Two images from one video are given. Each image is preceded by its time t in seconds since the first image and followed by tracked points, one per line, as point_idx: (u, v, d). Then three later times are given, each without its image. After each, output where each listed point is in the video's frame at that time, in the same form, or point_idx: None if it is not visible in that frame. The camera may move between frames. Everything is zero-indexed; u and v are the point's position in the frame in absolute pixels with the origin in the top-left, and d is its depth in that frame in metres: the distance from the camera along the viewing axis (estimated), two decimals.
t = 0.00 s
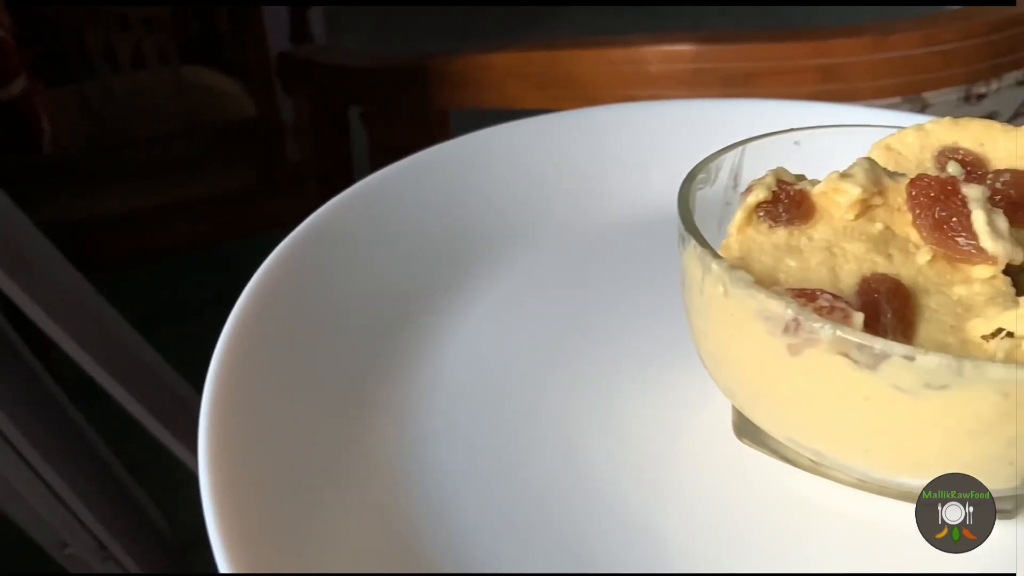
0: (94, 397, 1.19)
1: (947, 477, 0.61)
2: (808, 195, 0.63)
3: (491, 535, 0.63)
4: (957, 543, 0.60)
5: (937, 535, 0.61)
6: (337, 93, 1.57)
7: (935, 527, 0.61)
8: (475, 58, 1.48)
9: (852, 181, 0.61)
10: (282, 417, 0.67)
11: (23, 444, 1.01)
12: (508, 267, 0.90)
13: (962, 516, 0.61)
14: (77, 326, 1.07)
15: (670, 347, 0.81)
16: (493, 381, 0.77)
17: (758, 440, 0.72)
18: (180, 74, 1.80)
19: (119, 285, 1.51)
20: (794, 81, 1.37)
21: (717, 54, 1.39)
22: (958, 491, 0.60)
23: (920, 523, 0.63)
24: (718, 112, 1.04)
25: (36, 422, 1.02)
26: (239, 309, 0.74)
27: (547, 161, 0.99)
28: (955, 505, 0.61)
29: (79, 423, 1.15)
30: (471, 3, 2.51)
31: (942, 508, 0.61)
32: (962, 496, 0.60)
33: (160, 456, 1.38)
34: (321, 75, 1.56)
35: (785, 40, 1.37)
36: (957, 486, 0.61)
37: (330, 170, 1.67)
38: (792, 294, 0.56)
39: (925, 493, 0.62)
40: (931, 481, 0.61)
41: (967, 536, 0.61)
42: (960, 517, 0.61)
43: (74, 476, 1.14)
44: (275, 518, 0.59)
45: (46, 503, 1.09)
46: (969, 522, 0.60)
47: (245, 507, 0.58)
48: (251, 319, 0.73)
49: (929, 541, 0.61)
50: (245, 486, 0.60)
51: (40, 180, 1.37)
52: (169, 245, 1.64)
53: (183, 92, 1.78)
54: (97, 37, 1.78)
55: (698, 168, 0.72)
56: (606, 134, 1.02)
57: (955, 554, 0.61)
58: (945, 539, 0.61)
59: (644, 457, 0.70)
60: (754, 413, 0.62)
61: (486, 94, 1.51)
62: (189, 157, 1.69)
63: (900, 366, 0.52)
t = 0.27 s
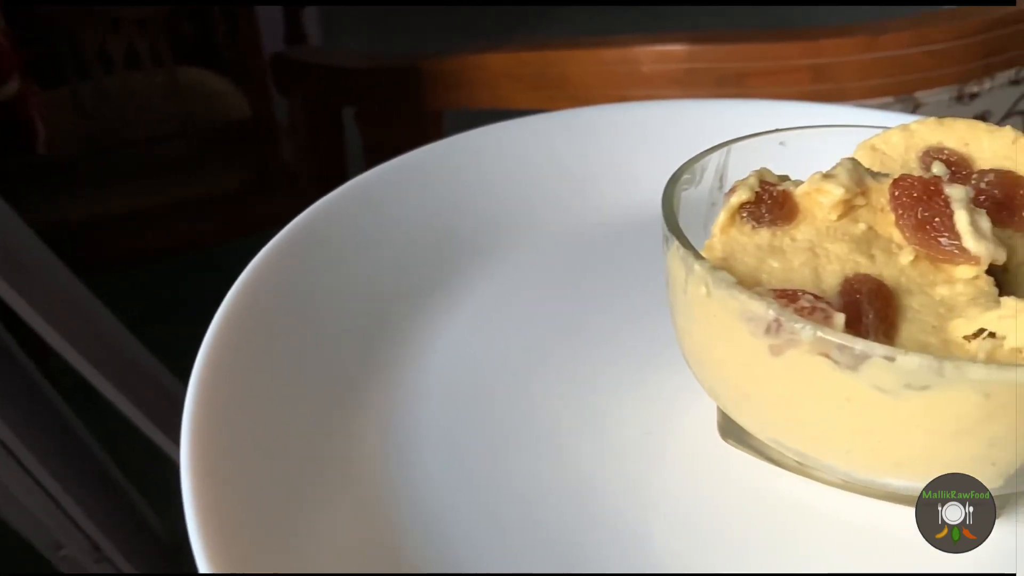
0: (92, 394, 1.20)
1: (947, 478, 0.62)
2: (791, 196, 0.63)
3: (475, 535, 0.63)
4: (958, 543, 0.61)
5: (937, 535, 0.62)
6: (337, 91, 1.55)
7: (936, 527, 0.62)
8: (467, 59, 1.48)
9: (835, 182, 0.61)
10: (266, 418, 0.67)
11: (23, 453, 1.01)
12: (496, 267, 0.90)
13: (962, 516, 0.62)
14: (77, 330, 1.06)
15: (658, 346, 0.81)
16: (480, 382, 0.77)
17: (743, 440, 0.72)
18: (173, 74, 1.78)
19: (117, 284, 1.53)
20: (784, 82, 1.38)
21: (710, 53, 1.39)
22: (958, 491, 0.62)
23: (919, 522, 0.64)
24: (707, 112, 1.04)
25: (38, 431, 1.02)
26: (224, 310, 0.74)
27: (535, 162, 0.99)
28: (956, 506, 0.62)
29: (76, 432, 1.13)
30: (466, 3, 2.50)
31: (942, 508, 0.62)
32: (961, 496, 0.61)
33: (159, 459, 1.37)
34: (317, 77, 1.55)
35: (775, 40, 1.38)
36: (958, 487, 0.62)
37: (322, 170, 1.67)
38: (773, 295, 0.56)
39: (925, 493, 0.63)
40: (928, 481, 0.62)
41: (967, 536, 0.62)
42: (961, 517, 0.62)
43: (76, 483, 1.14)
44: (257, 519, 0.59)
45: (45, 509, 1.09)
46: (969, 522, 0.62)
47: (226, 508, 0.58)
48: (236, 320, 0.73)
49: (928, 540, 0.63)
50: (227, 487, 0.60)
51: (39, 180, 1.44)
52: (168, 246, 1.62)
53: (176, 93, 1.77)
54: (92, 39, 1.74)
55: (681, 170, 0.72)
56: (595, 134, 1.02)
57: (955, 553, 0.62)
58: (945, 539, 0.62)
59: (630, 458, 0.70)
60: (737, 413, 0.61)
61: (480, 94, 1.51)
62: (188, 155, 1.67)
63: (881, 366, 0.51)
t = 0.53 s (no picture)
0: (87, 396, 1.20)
1: (948, 478, 0.62)
2: (775, 196, 0.63)
3: (460, 538, 0.63)
4: (958, 543, 0.61)
5: (937, 535, 0.62)
6: (335, 94, 1.55)
7: (936, 527, 0.62)
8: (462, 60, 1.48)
9: (819, 182, 0.61)
10: (251, 419, 0.66)
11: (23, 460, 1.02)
12: (486, 266, 0.90)
13: (962, 516, 0.62)
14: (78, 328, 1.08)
15: (646, 347, 0.81)
16: (468, 382, 0.77)
17: (730, 440, 0.72)
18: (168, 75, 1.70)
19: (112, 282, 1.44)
20: (775, 82, 1.39)
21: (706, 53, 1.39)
22: (958, 491, 0.61)
23: (919, 522, 0.64)
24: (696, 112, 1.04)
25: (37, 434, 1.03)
26: (210, 311, 0.73)
27: (523, 162, 0.99)
28: (956, 506, 0.62)
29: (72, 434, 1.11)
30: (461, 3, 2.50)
31: (942, 508, 0.62)
32: (962, 496, 0.61)
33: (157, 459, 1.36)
34: (315, 78, 1.53)
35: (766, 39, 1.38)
36: (958, 487, 0.62)
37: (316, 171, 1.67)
38: (756, 295, 0.56)
39: (925, 493, 0.62)
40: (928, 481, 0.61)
41: (967, 536, 0.62)
42: (960, 517, 0.62)
43: (77, 489, 1.13)
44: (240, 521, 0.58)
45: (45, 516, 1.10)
46: (969, 522, 0.62)
47: (209, 510, 0.58)
48: (222, 321, 0.73)
49: (929, 540, 0.63)
50: (210, 490, 0.59)
51: (38, 180, 1.42)
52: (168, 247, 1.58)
53: (172, 93, 1.69)
54: (88, 37, 1.64)
55: (668, 170, 0.71)
56: (585, 134, 1.02)
57: (955, 553, 0.62)
58: (945, 539, 0.62)
59: (617, 458, 0.70)
60: (723, 412, 0.61)
61: (475, 95, 1.51)
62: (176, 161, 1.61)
63: (864, 366, 0.51)
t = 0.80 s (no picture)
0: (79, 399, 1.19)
1: (948, 478, 0.61)
2: (760, 196, 0.63)
3: (446, 541, 0.62)
4: (958, 543, 0.61)
5: (936, 535, 0.62)
6: (332, 95, 1.56)
7: (936, 527, 0.62)
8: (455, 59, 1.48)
9: (804, 182, 0.61)
10: (236, 421, 0.66)
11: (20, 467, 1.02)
12: (475, 267, 0.89)
13: (961, 516, 0.62)
14: (77, 331, 1.09)
15: (634, 346, 0.81)
16: (456, 383, 0.76)
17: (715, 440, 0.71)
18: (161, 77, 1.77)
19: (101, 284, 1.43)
20: (770, 81, 1.38)
21: (699, 53, 1.40)
22: (958, 491, 0.61)
23: (919, 522, 0.63)
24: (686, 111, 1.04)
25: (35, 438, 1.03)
26: (195, 312, 0.73)
27: (512, 162, 0.99)
28: (955, 505, 0.62)
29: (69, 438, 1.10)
30: (457, 3, 2.50)
31: (942, 508, 0.62)
32: (962, 496, 0.60)
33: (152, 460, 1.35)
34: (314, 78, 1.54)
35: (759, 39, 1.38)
36: (958, 487, 0.61)
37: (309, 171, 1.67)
38: (740, 296, 0.56)
39: (925, 494, 0.62)
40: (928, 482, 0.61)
41: (967, 536, 0.62)
42: (960, 516, 0.62)
43: (72, 491, 1.12)
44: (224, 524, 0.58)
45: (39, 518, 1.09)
46: (969, 522, 0.62)
47: (193, 512, 0.58)
48: (208, 321, 0.73)
49: (928, 540, 0.63)
50: (195, 492, 0.59)
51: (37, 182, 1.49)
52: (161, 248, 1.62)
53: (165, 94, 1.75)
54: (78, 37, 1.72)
55: (654, 170, 0.71)
56: (575, 133, 1.02)
57: (954, 553, 0.62)
58: (945, 539, 0.62)
59: (603, 458, 0.70)
60: (708, 412, 0.61)
61: (470, 96, 1.50)
62: (168, 165, 1.64)
63: (846, 366, 0.51)
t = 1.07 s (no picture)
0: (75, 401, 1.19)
1: (948, 478, 0.61)
2: (744, 196, 0.63)
3: (431, 540, 0.62)
4: (958, 543, 0.61)
5: (936, 534, 0.62)
6: (327, 94, 1.55)
7: (936, 527, 0.62)
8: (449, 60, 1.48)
9: (787, 182, 0.61)
10: (221, 420, 0.66)
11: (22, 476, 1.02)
12: (463, 266, 0.89)
13: (961, 516, 0.62)
14: (76, 334, 1.09)
15: (621, 346, 0.81)
16: (443, 383, 0.76)
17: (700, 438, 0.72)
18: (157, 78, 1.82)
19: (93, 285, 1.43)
20: (764, 80, 1.38)
21: (691, 53, 1.40)
22: (958, 491, 0.61)
23: (919, 523, 0.63)
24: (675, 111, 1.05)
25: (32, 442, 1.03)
26: (180, 313, 0.73)
27: (500, 163, 0.99)
28: (955, 505, 0.62)
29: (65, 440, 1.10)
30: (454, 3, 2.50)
31: (942, 508, 0.62)
32: (963, 496, 0.60)
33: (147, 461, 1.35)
34: (309, 77, 1.53)
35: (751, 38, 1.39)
36: (958, 486, 0.61)
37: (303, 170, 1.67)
38: (723, 295, 0.56)
39: (925, 494, 0.62)
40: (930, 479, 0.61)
41: (967, 536, 0.62)
42: (960, 516, 0.62)
43: (70, 493, 1.12)
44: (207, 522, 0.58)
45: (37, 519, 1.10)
46: (969, 522, 0.62)
47: (176, 509, 0.58)
48: (194, 320, 0.73)
49: (928, 540, 0.63)
50: (177, 489, 0.59)
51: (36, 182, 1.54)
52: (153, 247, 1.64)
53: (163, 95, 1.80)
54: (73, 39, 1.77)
55: (639, 170, 0.71)
56: (565, 133, 1.02)
57: (955, 553, 0.62)
58: (945, 539, 0.62)
59: (589, 457, 0.70)
60: (692, 412, 0.61)
61: (467, 96, 1.50)
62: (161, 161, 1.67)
63: (828, 366, 0.51)
